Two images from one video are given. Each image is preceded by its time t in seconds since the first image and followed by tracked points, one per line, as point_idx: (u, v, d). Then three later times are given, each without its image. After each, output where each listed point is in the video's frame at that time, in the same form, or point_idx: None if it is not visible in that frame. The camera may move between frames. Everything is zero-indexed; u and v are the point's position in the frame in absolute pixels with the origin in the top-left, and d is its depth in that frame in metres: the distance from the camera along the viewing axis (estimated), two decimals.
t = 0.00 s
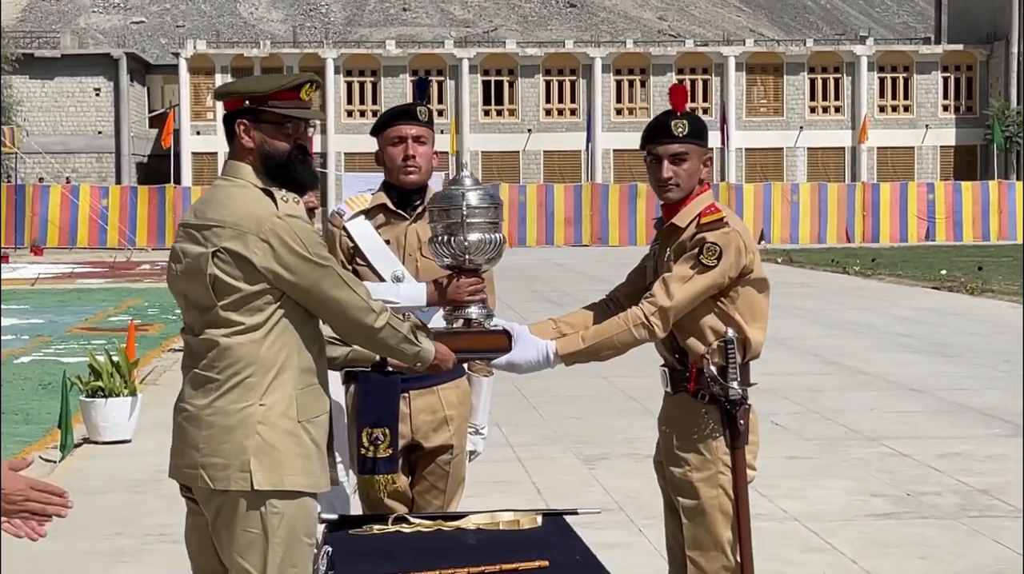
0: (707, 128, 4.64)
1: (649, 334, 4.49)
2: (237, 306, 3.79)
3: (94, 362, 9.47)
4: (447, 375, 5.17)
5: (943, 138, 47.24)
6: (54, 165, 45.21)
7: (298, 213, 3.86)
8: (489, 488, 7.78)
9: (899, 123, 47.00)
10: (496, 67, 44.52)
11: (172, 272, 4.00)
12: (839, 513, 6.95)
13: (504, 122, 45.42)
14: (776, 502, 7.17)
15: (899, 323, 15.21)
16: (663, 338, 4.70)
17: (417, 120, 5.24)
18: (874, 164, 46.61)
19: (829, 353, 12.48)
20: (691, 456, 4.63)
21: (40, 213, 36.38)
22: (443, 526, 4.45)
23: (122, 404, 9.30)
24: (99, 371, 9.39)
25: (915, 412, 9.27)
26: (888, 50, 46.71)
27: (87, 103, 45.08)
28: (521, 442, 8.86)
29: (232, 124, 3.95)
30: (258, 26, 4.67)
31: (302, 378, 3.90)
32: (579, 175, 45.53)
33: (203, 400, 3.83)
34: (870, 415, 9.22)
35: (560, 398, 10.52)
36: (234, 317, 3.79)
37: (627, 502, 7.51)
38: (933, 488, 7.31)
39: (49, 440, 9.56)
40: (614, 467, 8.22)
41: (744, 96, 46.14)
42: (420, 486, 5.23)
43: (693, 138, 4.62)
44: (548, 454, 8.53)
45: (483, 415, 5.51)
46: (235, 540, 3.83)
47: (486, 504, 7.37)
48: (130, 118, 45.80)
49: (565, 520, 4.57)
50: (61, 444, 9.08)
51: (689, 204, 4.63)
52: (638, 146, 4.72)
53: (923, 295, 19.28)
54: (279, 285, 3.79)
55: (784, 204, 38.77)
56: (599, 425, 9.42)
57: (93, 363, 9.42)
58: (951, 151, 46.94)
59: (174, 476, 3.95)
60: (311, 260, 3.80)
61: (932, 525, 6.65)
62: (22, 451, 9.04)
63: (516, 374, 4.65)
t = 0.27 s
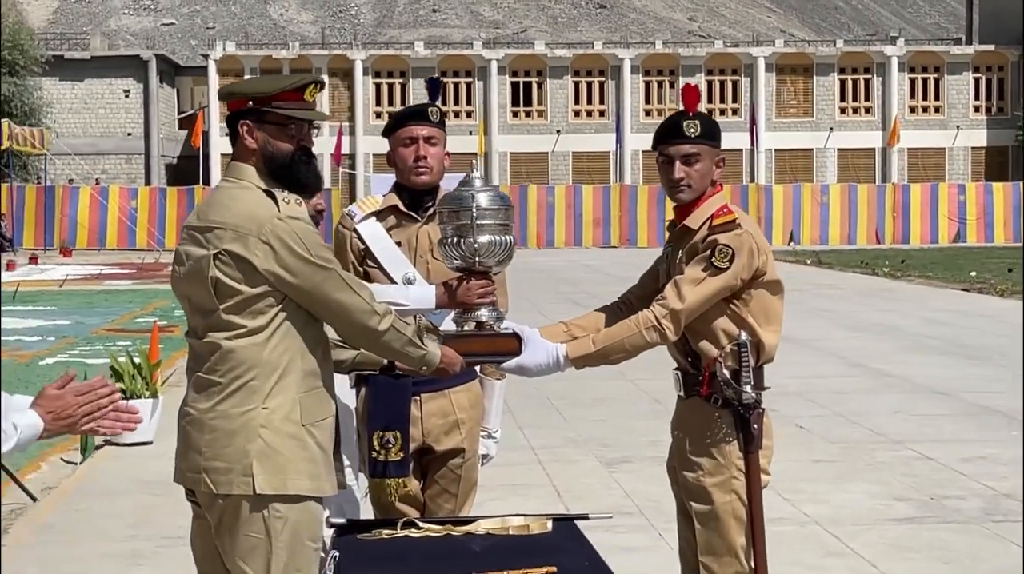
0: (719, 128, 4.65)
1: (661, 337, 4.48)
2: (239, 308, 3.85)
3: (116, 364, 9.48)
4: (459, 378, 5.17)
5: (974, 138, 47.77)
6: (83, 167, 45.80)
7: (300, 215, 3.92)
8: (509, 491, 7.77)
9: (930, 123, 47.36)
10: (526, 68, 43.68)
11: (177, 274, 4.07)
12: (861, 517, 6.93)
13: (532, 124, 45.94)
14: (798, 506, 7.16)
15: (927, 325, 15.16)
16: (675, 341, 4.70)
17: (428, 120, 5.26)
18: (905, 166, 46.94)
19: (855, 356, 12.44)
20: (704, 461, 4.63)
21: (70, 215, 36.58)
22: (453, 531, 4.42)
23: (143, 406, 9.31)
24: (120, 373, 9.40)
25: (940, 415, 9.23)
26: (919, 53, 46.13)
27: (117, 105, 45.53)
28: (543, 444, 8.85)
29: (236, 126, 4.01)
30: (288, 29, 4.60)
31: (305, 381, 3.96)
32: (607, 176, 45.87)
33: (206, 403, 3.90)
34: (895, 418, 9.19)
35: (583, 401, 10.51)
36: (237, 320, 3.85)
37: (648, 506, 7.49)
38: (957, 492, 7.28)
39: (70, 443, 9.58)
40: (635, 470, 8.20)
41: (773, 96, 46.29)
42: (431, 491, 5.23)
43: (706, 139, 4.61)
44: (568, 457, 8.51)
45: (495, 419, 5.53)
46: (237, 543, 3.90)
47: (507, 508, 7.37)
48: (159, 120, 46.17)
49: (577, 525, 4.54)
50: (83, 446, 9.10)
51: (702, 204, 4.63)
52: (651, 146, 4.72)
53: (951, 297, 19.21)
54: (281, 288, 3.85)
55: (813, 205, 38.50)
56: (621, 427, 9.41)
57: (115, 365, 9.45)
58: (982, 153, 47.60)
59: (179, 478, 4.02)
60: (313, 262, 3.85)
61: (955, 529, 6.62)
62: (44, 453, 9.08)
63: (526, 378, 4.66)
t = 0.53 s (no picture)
0: (736, 129, 4.63)
1: (673, 341, 4.46)
2: (242, 311, 3.87)
3: (142, 366, 9.53)
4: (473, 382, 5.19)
5: (1011, 141, 47.76)
6: (118, 170, 46.49)
7: (304, 216, 3.93)
8: (533, 495, 7.77)
9: (967, 126, 47.44)
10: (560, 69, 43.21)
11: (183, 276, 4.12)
12: (887, 522, 6.92)
13: (566, 126, 46.31)
14: (824, 511, 7.15)
15: (961, 328, 15.11)
16: (690, 345, 4.68)
17: (443, 121, 5.26)
18: (941, 168, 47.00)
19: (886, 359, 12.41)
20: (718, 466, 4.60)
21: (104, 219, 37.18)
22: (461, 537, 4.37)
23: (169, 409, 9.34)
24: (145, 375, 9.43)
25: (970, 419, 9.20)
26: (956, 54, 46.63)
27: (152, 108, 46.12)
28: (568, 448, 8.84)
29: (243, 126, 4.03)
30: (324, 31, 4.64)
31: (309, 385, 3.95)
32: (641, 178, 46.27)
33: (209, 407, 3.93)
34: (925, 423, 9.17)
35: (612, 403, 10.52)
36: (241, 322, 3.87)
37: (671, 511, 7.48)
38: (986, 498, 7.26)
39: (97, 445, 9.63)
40: (660, 474, 8.19)
41: (808, 99, 46.86)
42: (445, 495, 5.25)
43: (722, 138, 4.60)
44: (593, 461, 8.50)
45: (508, 423, 5.55)
46: (239, 547, 3.93)
47: (533, 513, 7.38)
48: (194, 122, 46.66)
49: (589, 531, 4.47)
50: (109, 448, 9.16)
51: (718, 205, 4.61)
52: (667, 146, 4.70)
53: (984, 300, 19.16)
54: (284, 290, 3.86)
55: (848, 208, 39.00)
56: (646, 431, 9.41)
57: (141, 367, 9.49)
58: (1019, 155, 47.66)
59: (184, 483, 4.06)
60: (316, 264, 3.86)
61: (983, 536, 6.60)
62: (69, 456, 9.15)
63: (537, 382, 4.64)
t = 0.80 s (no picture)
0: (746, 134, 4.67)
1: (682, 349, 4.48)
2: (234, 318, 3.84)
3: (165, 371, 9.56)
4: (482, 390, 5.20)
5: None
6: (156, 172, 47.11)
7: (298, 222, 3.90)
8: (556, 502, 7.74)
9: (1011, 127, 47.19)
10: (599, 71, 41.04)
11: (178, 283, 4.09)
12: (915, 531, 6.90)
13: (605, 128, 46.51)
14: (851, 520, 7.13)
15: (999, 332, 15.02)
16: (700, 352, 4.70)
17: (451, 125, 5.35)
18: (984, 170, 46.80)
19: (922, 365, 12.36)
20: (727, 477, 4.63)
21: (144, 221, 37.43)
22: (467, 549, 4.45)
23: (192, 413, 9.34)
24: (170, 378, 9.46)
25: (1002, 427, 9.16)
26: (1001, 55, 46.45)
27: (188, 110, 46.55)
28: (593, 454, 8.83)
29: (237, 131, 4.01)
30: (365, 34, 4.60)
31: (302, 393, 3.91)
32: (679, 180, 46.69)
33: (201, 415, 3.90)
34: (957, 430, 9.13)
35: (641, 408, 10.51)
36: (233, 330, 3.84)
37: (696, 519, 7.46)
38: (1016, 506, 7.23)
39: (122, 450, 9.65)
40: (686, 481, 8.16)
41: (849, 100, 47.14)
42: (452, 504, 5.28)
43: (732, 141, 4.64)
44: (619, 467, 8.48)
45: (518, 432, 5.62)
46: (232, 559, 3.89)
47: (559, 520, 7.36)
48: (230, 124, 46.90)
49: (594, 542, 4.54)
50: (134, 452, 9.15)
51: (729, 209, 4.64)
52: (676, 149, 4.73)
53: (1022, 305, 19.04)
54: (277, 297, 3.83)
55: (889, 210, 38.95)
56: (673, 437, 9.39)
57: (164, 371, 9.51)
58: None
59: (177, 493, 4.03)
60: (309, 271, 3.82)
61: (1013, 545, 6.57)
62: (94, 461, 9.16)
63: (545, 390, 4.66)
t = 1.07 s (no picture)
0: (753, 144, 4.72)
1: (689, 362, 4.53)
2: (224, 331, 3.84)
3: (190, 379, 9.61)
4: (487, 402, 5.23)
5: None
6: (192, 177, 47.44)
7: (290, 233, 3.89)
8: (580, 511, 7.70)
9: None
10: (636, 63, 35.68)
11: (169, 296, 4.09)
12: (941, 544, 6.87)
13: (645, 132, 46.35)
14: (877, 532, 7.11)
15: None
16: (706, 367, 4.74)
17: (458, 134, 5.37)
18: None
19: (959, 373, 12.28)
20: (733, 493, 4.63)
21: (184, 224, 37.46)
22: (469, 565, 4.31)
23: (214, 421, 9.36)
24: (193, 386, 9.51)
25: None
26: None
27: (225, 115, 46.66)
28: (621, 463, 8.80)
29: (229, 140, 4.00)
30: (407, 39, 4.62)
31: (294, 408, 3.90)
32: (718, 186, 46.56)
33: (191, 429, 3.90)
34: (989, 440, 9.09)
35: (672, 417, 10.47)
36: (223, 343, 3.84)
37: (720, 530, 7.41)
38: None
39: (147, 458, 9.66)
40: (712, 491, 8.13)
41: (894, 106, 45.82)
42: (459, 519, 5.30)
43: (739, 152, 4.68)
44: (646, 476, 8.46)
45: (525, 443, 5.56)
46: None
47: (586, 531, 7.33)
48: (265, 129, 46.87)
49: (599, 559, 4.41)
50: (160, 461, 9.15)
51: (735, 221, 4.68)
52: (683, 160, 4.78)
53: None
54: (268, 309, 3.82)
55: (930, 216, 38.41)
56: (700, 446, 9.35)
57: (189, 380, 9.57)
58: None
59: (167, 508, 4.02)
60: (301, 282, 3.81)
61: None
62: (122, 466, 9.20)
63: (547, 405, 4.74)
